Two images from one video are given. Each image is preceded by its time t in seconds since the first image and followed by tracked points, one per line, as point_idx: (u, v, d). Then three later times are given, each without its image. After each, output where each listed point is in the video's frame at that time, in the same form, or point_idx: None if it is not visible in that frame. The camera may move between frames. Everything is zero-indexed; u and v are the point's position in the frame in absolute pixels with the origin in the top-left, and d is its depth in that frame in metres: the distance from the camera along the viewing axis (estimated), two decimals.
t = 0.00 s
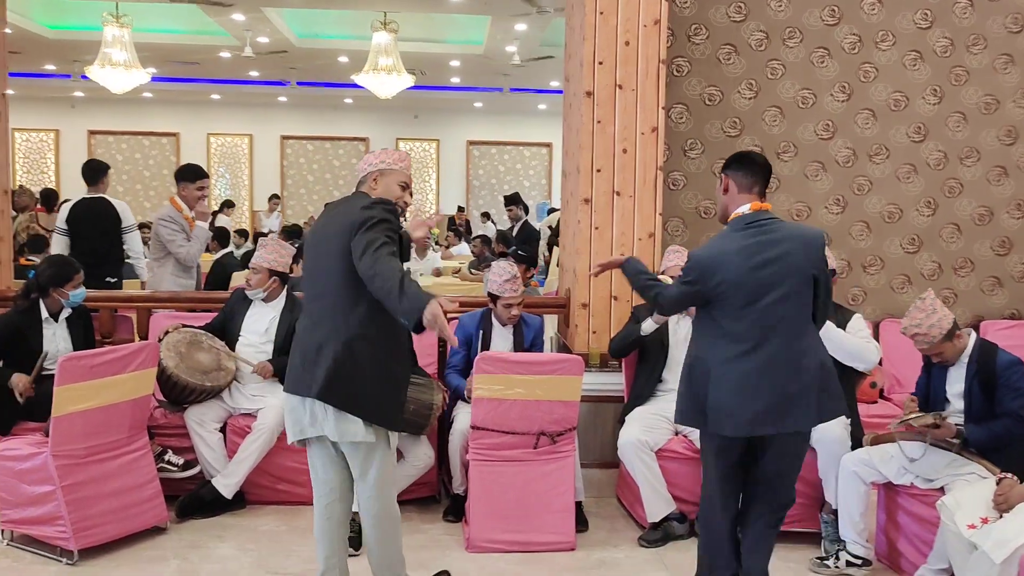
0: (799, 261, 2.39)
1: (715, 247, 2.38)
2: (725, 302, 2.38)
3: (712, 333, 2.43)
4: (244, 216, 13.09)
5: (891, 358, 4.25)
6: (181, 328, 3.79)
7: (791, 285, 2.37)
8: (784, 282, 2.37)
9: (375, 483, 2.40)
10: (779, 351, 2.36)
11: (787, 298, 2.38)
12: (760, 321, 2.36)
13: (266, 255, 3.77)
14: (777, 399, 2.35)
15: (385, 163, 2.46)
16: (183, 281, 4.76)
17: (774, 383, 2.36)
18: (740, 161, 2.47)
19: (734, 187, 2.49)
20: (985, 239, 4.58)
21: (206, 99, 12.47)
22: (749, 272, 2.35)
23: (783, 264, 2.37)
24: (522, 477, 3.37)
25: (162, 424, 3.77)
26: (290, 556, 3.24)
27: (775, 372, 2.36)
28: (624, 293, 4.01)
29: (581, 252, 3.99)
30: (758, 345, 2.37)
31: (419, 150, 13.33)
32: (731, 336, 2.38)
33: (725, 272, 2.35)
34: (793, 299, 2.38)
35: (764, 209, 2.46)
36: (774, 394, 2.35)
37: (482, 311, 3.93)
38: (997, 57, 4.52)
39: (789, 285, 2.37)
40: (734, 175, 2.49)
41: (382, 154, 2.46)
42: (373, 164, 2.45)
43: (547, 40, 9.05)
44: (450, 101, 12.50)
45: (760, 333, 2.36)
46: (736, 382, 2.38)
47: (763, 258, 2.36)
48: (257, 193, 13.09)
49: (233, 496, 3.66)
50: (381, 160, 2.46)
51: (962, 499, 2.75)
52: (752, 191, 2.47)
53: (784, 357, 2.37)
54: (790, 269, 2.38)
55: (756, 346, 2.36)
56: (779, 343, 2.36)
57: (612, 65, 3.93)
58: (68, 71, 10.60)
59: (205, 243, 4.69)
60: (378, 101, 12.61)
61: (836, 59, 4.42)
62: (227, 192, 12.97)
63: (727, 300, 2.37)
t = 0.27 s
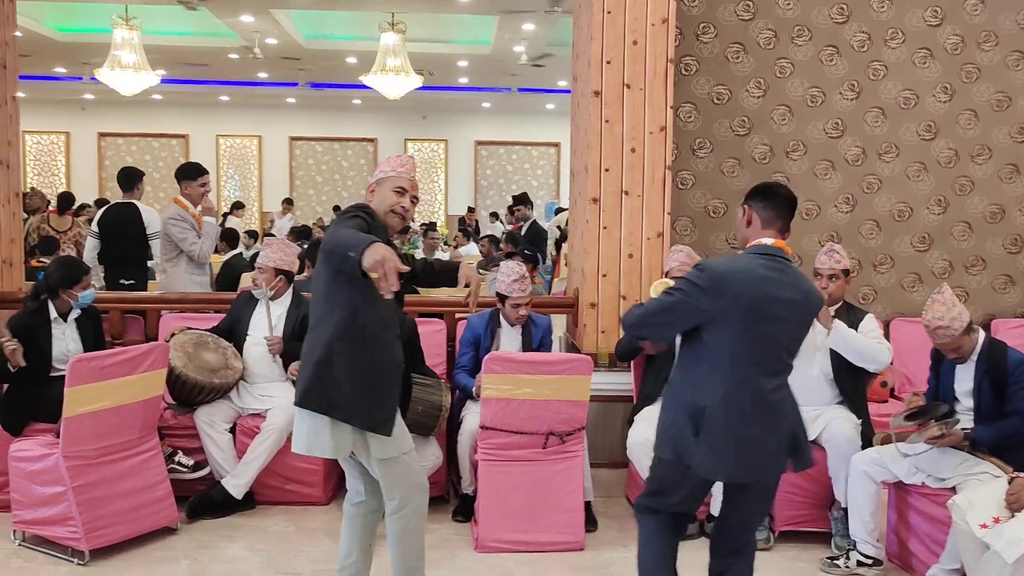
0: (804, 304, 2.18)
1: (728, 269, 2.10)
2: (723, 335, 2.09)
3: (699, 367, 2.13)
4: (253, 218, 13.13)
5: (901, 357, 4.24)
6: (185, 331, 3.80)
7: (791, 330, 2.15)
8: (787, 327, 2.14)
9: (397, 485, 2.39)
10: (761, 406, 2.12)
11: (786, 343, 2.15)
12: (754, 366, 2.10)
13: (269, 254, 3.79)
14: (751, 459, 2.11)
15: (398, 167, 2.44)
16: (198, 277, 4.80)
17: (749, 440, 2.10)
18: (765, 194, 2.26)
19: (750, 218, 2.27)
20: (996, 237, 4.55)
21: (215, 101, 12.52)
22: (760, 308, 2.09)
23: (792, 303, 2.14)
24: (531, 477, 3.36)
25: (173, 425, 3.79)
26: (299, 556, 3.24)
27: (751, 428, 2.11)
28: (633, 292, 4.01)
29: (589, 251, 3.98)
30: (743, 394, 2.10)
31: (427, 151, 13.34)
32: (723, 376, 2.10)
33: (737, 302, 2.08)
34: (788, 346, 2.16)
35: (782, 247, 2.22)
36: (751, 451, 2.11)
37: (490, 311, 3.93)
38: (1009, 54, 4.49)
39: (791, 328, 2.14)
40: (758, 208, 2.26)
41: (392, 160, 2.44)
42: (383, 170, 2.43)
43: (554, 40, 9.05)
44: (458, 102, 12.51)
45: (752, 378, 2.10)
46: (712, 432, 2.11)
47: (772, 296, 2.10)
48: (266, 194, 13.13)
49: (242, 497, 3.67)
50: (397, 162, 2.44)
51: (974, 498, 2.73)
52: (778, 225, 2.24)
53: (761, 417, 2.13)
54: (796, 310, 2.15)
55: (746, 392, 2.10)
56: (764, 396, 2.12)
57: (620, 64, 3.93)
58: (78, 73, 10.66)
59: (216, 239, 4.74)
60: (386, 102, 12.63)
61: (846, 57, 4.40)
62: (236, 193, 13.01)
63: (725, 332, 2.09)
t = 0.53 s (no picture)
0: (778, 282, 2.16)
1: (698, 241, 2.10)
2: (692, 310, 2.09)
3: (666, 339, 2.13)
4: (254, 217, 13.13)
5: (902, 356, 4.23)
6: (187, 329, 3.81)
7: (766, 310, 2.13)
8: (761, 305, 2.12)
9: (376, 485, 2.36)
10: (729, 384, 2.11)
11: (759, 322, 2.13)
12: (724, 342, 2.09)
13: (269, 254, 3.80)
14: (716, 437, 2.09)
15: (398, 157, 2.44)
16: (195, 274, 4.79)
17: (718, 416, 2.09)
18: (732, 172, 2.23)
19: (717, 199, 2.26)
20: (997, 237, 4.55)
21: (217, 101, 12.53)
22: (729, 284, 2.08)
23: (766, 281, 2.13)
24: (531, 477, 3.36)
25: (173, 425, 3.79)
26: (299, 555, 3.24)
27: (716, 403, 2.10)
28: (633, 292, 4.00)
29: (590, 250, 3.98)
30: (712, 371, 2.09)
31: (428, 151, 13.34)
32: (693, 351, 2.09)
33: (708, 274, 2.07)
34: (762, 327, 2.14)
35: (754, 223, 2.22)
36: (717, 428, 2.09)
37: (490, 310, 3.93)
38: (1010, 53, 4.48)
39: (765, 307, 2.13)
40: (723, 188, 2.24)
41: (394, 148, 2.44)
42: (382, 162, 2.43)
43: (555, 40, 9.05)
44: (459, 102, 12.51)
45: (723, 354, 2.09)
46: (678, 407, 2.10)
47: (744, 272, 2.10)
48: (267, 194, 13.13)
49: (244, 496, 3.67)
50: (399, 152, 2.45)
51: (975, 498, 2.72)
52: (744, 203, 2.23)
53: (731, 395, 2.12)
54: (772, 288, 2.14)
55: (715, 369, 2.09)
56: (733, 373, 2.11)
57: (620, 64, 3.93)
58: (80, 73, 10.67)
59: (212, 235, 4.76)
60: (387, 102, 12.64)
61: (847, 56, 4.40)
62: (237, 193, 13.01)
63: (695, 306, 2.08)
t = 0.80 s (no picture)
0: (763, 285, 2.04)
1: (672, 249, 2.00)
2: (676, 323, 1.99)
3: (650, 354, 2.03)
4: (254, 218, 13.13)
5: (902, 357, 4.23)
6: (189, 330, 3.77)
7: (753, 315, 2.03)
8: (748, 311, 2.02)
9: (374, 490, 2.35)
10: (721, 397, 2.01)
11: (747, 330, 2.02)
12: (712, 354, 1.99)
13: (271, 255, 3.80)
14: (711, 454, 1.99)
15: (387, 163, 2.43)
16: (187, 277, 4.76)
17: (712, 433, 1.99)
18: (700, 172, 2.11)
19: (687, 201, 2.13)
20: (997, 238, 4.55)
21: (217, 101, 12.54)
22: (710, 292, 1.97)
23: (750, 286, 2.01)
24: (531, 478, 3.36)
25: (173, 425, 3.80)
26: (299, 556, 3.24)
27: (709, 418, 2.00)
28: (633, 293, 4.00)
29: (590, 251, 3.98)
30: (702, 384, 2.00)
31: (428, 151, 13.34)
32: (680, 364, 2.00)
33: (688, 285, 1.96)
34: (752, 335, 2.04)
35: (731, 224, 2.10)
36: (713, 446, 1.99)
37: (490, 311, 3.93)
38: (1010, 55, 4.48)
39: (752, 313, 2.02)
40: (692, 190, 2.12)
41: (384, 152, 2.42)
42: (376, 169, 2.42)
43: (555, 40, 9.05)
44: (459, 102, 12.52)
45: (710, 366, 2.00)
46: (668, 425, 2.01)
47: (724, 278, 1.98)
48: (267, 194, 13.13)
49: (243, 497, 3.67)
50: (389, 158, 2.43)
51: (974, 499, 2.72)
52: (716, 203, 2.10)
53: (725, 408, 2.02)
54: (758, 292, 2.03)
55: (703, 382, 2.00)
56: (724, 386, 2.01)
57: (620, 65, 3.93)
58: (80, 74, 10.67)
59: (208, 237, 4.74)
60: (388, 103, 12.65)
61: (847, 58, 4.40)
62: (238, 194, 13.02)
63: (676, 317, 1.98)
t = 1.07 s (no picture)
0: (743, 280, 1.83)
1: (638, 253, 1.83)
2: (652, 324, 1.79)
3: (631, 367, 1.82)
4: (254, 219, 13.13)
5: (902, 358, 4.23)
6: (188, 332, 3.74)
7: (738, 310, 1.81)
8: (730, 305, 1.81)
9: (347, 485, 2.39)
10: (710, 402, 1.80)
11: (733, 327, 1.80)
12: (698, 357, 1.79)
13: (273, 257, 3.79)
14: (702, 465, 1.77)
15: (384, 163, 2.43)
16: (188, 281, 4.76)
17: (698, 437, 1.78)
18: (671, 181, 1.93)
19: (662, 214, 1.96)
20: (997, 239, 4.55)
21: (218, 102, 12.54)
22: (688, 294, 1.78)
23: (728, 278, 1.82)
24: (531, 478, 3.36)
25: (173, 427, 3.80)
26: (299, 557, 3.24)
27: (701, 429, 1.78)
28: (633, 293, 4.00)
29: (590, 252, 3.98)
30: (688, 386, 1.79)
31: (428, 152, 13.34)
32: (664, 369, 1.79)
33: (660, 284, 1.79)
34: (741, 333, 1.82)
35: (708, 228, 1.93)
36: (708, 454, 1.77)
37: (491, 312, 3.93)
38: (1010, 56, 4.48)
39: (736, 308, 1.81)
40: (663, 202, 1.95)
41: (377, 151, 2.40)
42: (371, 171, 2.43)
43: (555, 42, 9.05)
44: (459, 103, 12.52)
45: (696, 370, 1.78)
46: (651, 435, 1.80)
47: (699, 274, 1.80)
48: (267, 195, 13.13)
49: (244, 497, 3.67)
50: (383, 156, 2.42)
51: (975, 501, 2.72)
52: (688, 212, 1.93)
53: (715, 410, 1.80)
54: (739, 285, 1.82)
55: (693, 387, 1.79)
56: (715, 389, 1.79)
57: (620, 66, 3.93)
58: (80, 74, 10.68)
59: (211, 243, 4.73)
60: (388, 104, 12.65)
61: (847, 59, 4.40)
62: (238, 195, 13.03)
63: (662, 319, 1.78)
